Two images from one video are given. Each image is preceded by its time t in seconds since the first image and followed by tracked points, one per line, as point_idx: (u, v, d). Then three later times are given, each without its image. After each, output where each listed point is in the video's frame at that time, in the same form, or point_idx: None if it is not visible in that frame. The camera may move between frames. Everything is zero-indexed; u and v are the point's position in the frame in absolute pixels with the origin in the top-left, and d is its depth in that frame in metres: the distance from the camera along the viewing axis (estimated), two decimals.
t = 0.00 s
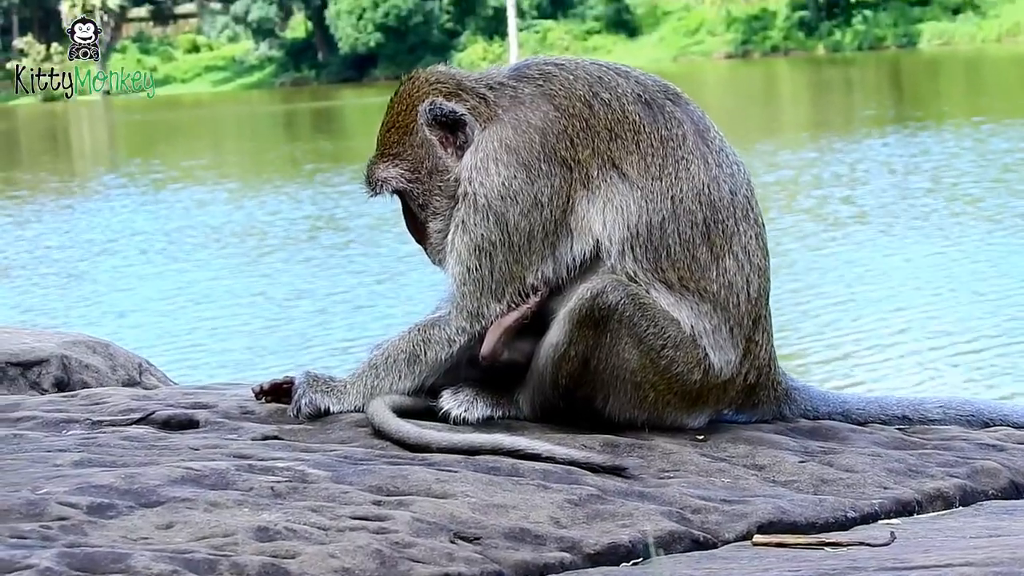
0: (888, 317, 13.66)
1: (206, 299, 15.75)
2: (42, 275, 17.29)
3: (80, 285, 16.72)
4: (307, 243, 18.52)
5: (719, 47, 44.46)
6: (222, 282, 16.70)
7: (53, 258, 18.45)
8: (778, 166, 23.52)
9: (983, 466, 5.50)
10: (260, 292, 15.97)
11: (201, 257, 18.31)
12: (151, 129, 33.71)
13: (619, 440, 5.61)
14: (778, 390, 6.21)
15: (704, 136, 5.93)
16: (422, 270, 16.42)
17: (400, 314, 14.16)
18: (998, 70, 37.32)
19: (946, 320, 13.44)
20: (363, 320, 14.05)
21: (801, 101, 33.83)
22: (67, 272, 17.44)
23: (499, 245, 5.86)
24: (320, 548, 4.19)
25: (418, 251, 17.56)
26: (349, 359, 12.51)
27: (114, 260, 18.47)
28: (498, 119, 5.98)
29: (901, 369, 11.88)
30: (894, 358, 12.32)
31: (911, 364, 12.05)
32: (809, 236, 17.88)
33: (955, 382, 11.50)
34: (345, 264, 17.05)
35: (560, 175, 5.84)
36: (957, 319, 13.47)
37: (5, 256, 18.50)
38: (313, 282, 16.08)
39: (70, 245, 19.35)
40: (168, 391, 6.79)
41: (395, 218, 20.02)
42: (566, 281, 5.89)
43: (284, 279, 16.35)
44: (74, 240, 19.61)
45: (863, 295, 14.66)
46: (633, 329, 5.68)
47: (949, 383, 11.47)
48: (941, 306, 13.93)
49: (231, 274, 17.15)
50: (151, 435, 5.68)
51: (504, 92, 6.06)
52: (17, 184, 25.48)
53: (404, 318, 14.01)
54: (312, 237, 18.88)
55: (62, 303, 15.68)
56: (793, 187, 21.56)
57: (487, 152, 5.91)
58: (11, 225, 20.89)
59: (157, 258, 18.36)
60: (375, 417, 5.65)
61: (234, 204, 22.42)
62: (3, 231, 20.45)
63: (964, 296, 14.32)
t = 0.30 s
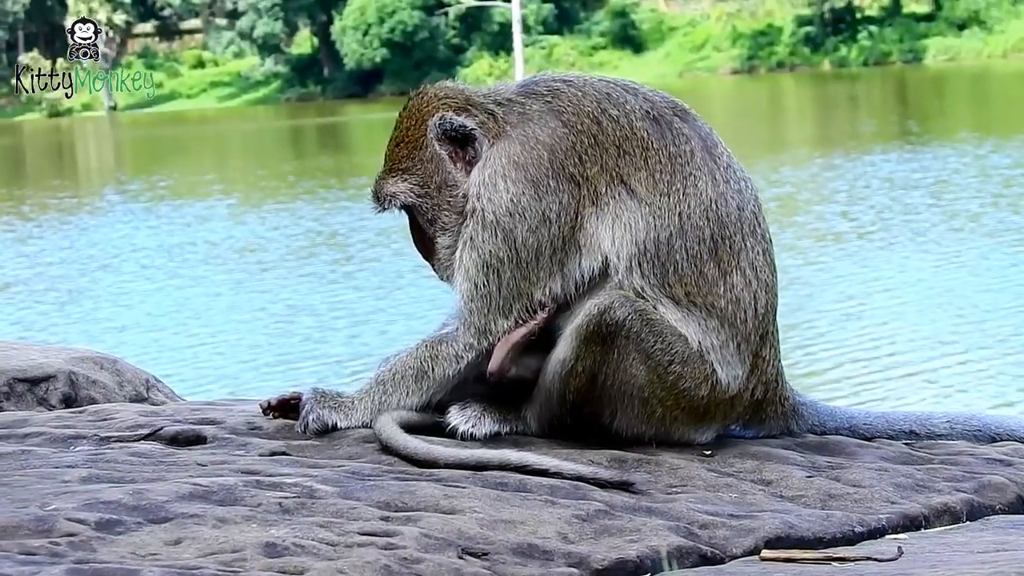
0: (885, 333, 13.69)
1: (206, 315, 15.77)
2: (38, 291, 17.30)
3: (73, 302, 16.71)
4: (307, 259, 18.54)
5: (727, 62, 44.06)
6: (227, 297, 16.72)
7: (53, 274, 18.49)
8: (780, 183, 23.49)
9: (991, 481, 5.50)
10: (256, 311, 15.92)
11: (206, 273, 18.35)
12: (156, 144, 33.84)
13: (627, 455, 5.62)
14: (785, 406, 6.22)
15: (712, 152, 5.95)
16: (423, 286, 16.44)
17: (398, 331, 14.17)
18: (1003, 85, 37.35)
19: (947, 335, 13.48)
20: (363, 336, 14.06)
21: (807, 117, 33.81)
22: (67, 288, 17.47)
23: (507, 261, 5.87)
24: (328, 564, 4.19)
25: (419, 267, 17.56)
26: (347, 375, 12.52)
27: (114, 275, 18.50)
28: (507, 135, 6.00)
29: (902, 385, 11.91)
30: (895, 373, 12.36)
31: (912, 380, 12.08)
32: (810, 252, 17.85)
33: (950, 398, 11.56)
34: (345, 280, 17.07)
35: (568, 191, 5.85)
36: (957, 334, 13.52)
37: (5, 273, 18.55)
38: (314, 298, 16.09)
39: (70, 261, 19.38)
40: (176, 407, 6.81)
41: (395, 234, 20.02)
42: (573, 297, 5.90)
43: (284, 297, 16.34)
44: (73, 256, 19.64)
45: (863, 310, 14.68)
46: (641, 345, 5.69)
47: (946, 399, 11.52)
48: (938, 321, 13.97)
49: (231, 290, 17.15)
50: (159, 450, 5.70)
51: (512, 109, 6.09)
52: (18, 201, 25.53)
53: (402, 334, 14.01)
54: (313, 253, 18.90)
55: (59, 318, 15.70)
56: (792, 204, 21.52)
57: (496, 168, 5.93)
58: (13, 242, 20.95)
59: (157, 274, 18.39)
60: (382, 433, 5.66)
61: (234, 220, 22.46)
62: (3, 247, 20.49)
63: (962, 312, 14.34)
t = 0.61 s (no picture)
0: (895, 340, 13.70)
1: (209, 324, 15.80)
2: (38, 300, 17.37)
3: (67, 311, 16.73)
4: (307, 268, 18.59)
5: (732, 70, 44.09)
6: (232, 306, 16.76)
7: (54, 283, 18.58)
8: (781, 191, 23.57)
9: (995, 490, 5.51)
10: (249, 322, 15.91)
11: (212, 282, 18.40)
12: (161, 151, 33.89)
13: (632, 463, 5.62)
14: (790, 414, 6.22)
15: (716, 161, 5.96)
16: (424, 294, 16.51)
17: (396, 339, 14.21)
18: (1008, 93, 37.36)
19: (951, 342, 13.53)
20: (362, 345, 14.10)
21: (812, 125, 33.87)
22: (70, 297, 17.53)
23: (512, 269, 5.89)
24: (335, 572, 4.20)
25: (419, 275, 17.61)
26: (347, 383, 12.56)
27: (114, 284, 18.58)
28: (511, 143, 6.02)
29: (908, 392, 11.96)
30: (901, 381, 12.39)
31: (919, 387, 12.12)
32: (811, 260, 17.90)
33: (954, 405, 11.60)
34: (348, 289, 17.12)
35: (572, 199, 5.87)
36: (962, 341, 13.56)
37: (6, 282, 18.64)
38: (314, 307, 16.14)
39: (72, 270, 19.44)
40: (181, 416, 6.82)
41: (395, 243, 20.08)
42: (578, 305, 5.91)
43: (281, 307, 16.35)
44: (74, 265, 19.73)
45: (866, 317, 14.73)
46: (646, 354, 5.69)
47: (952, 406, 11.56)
48: (945, 327, 14.02)
49: (228, 300, 17.18)
50: (165, 459, 5.72)
51: (517, 116, 6.11)
52: (20, 209, 25.63)
53: (401, 343, 14.05)
54: (314, 262, 18.97)
55: (57, 328, 15.75)
56: (791, 212, 21.57)
57: (500, 176, 5.95)
58: (14, 250, 21.06)
59: (157, 282, 18.47)
60: (388, 442, 5.68)
61: (234, 229, 22.57)
62: (4, 256, 20.58)
63: (971, 319, 14.36)
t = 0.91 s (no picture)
0: (897, 341, 13.72)
1: (210, 324, 15.82)
2: (30, 300, 17.39)
3: (58, 311, 16.72)
4: (306, 268, 18.62)
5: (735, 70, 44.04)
6: (233, 307, 16.78)
7: (56, 283, 18.62)
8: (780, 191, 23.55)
9: (998, 492, 5.51)
10: (238, 323, 15.92)
11: (213, 282, 18.43)
12: (164, 151, 33.89)
13: (635, 466, 5.63)
14: (793, 416, 6.23)
15: (718, 163, 5.96)
16: (421, 294, 16.52)
17: (394, 339, 14.23)
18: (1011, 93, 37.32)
19: (951, 342, 13.55)
20: (358, 346, 14.12)
21: (815, 125, 33.86)
22: (72, 297, 17.56)
23: (515, 272, 5.89)
24: None
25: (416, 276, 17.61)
26: (349, 384, 12.58)
27: (110, 284, 18.61)
28: (514, 147, 6.03)
29: (908, 393, 11.98)
30: (902, 381, 12.42)
31: (919, 387, 12.15)
32: (813, 260, 17.94)
33: (956, 405, 11.62)
34: (350, 289, 17.14)
35: (575, 202, 5.88)
36: (964, 340, 13.61)
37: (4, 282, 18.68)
38: (314, 307, 16.17)
39: (74, 270, 19.49)
40: (184, 418, 6.83)
41: (394, 243, 20.12)
42: (580, 307, 5.92)
43: (273, 308, 16.33)
44: (72, 265, 19.77)
45: (867, 317, 14.77)
46: (648, 357, 5.70)
47: (954, 405, 11.59)
48: (947, 328, 14.05)
49: (223, 300, 17.19)
50: (169, 462, 5.73)
51: (519, 119, 6.12)
52: (19, 210, 25.66)
53: (396, 344, 14.06)
54: (311, 262, 19.00)
55: (60, 328, 15.78)
56: (790, 211, 21.59)
57: (503, 179, 5.96)
58: (13, 250, 21.12)
59: (159, 282, 18.50)
60: (391, 445, 5.69)
61: (231, 230, 22.63)
62: (5, 256, 20.64)
63: (975, 318, 14.39)
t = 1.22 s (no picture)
0: (897, 342, 13.74)
1: (212, 327, 15.84)
2: (26, 303, 17.38)
3: (53, 313, 16.69)
4: (308, 270, 18.64)
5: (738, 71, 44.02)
6: (233, 309, 16.80)
7: (58, 284, 18.67)
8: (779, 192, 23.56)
9: (998, 494, 5.51)
10: (235, 325, 15.94)
11: (213, 285, 18.45)
12: (167, 154, 33.88)
13: (636, 468, 5.63)
14: (794, 418, 6.24)
15: (719, 165, 5.96)
16: (420, 296, 16.54)
17: (395, 341, 14.24)
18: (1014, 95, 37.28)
19: (951, 344, 13.56)
20: (356, 347, 14.13)
21: (818, 127, 33.86)
22: (74, 299, 17.59)
23: (516, 274, 5.89)
24: None
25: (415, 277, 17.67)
26: (347, 386, 12.59)
27: (106, 286, 18.62)
28: (515, 149, 6.04)
29: (906, 394, 12.01)
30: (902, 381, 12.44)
31: (918, 388, 12.17)
32: (814, 262, 17.95)
33: (954, 405, 11.63)
34: (352, 291, 17.17)
35: (575, 205, 5.88)
36: (964, 342, 13.61)
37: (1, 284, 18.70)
38: (315, 309, 16.18)
39: (76, 272, 19.52)
40: (185, 421, 6.84)
41: (393, 245, 20.15)
42: (582, 310, 5.92)
43: (271, 311, 16.32)
44: (69, 267, 19.78)
45: (865, 318, 14.78)
46: (650, 359, 5.70)
47: (953, 406, 11.60)
48: (946, 329, 14.08)
49: (220, 303, 17.18)
50: (170, 465, 5.73)
51: (520, 122, 6.12)
52: (17, 212, 25.66)
53: (393, 346, 14.08)
54: (309, 264, 19.03)
55: (61, 330, 15.81)
56: (791, 212, 21.62)
57: (504, 182, 5.96)
58: (10, 253, 21.14)
59: (159, 284, 18.52)
60: (392, 447, 5.69)
61: (229, 232, 22.66)
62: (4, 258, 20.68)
63: (974, 319, 14.43)
